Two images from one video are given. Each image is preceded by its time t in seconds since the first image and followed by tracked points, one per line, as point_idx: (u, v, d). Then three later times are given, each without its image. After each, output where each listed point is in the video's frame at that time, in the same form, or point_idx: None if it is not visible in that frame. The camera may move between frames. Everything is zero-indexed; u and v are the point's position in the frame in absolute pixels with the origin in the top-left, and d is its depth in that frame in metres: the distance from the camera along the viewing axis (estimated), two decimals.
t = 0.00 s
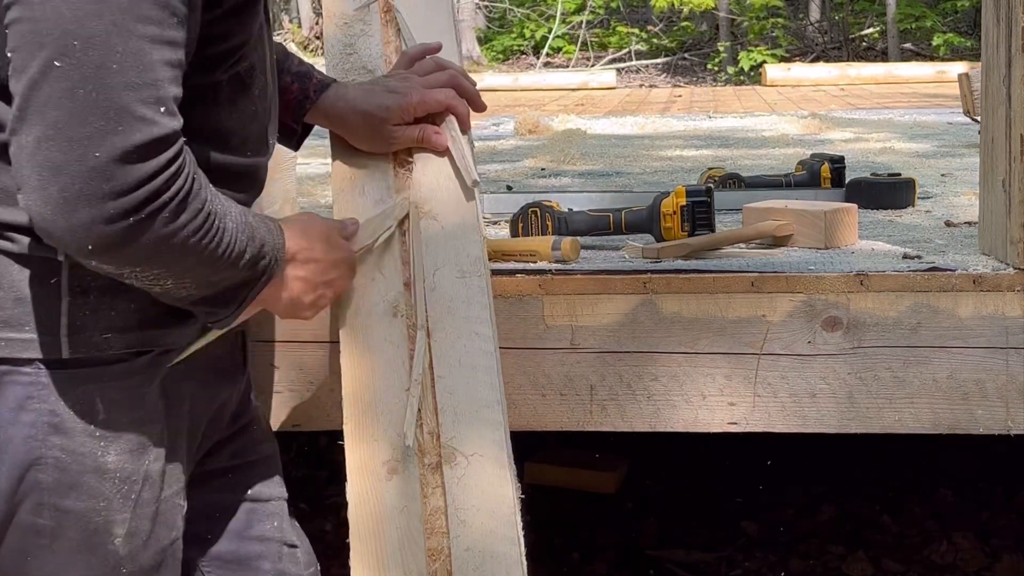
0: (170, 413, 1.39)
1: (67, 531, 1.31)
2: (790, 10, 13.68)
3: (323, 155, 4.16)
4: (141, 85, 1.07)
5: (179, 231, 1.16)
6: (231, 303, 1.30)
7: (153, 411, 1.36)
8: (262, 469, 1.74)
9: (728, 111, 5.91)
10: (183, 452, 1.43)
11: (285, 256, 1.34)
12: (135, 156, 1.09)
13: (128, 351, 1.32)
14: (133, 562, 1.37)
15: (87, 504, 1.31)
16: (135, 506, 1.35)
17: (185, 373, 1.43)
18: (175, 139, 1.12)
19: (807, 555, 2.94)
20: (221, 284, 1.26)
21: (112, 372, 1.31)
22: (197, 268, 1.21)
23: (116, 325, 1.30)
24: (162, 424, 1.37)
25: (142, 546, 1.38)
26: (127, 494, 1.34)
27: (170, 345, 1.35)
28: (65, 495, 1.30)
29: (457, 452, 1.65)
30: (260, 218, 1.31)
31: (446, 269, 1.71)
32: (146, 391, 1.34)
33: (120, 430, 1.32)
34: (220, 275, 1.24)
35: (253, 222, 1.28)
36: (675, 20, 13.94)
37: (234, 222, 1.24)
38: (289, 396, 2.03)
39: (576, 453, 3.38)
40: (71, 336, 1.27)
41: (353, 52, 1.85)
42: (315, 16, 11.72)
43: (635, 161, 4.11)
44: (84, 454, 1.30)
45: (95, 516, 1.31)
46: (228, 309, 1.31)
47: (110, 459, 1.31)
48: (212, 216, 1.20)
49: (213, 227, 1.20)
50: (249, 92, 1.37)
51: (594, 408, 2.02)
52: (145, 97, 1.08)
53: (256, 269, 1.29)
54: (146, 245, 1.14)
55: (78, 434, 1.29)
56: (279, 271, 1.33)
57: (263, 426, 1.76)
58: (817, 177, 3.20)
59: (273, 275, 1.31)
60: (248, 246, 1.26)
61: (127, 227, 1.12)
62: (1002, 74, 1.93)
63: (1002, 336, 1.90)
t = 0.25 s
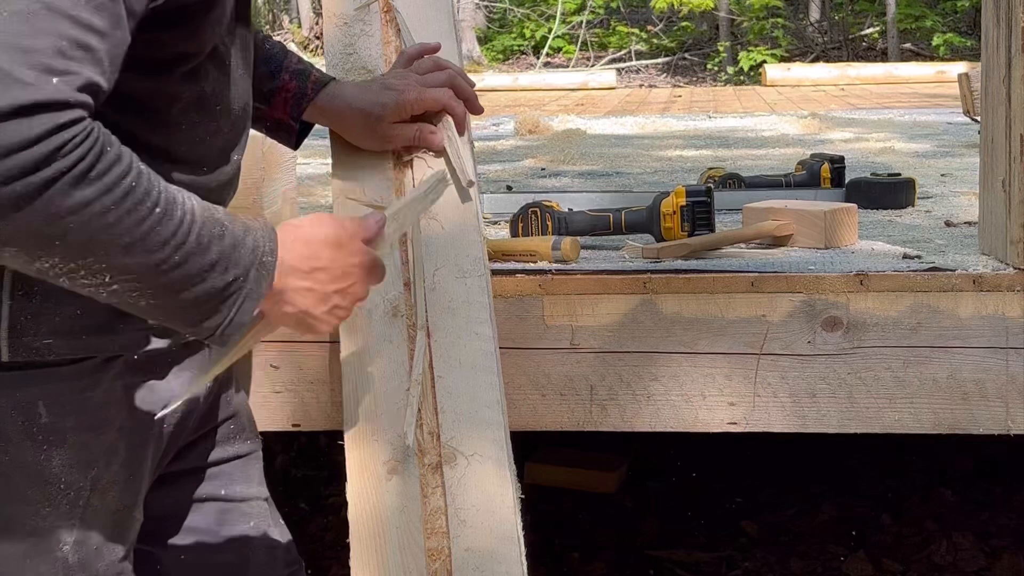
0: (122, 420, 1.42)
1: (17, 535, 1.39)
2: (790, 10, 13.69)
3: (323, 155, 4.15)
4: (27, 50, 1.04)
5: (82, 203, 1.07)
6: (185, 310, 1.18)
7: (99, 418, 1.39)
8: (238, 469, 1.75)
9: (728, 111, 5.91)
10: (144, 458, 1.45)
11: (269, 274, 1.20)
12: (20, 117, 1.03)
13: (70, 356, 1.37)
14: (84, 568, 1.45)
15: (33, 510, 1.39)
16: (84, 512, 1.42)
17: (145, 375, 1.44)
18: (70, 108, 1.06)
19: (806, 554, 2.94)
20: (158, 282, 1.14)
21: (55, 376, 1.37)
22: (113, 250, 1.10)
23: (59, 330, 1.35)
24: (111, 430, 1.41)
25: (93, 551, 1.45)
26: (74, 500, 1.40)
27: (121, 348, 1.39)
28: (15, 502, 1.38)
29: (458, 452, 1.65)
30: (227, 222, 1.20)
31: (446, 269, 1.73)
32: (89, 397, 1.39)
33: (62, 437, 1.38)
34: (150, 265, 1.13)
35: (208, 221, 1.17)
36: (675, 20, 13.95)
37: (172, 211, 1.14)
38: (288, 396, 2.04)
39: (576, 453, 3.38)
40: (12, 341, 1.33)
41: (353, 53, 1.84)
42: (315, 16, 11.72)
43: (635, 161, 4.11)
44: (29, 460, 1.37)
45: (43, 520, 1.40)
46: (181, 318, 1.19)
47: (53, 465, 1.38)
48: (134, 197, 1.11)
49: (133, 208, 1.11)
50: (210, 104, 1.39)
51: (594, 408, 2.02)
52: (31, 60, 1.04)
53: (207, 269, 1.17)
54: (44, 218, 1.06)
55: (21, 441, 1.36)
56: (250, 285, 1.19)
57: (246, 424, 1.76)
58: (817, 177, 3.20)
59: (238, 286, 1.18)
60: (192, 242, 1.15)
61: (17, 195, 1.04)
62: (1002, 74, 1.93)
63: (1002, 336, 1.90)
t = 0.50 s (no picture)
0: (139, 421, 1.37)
1: (28, 539, 1.33)
2: (790, 10, 13.69)
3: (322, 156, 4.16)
4: None
5: (34, 203, 1.03)
6: (154, 310, 1.13)
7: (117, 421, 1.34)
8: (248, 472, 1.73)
9: (728, 111, 5.91)
10: (163, 460, 1.40)
11: (254, 279, 1.17)
12: None
13: (91, 358, 1.32)
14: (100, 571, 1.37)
15: (47, 512, 1.32)
16: (99, 515, 1.35)
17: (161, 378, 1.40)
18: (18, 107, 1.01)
19: (807, 555, 2.94)
20: (118, 280, 1.10)
21: (70, 378, 1.31)
22: (67, 248, 1.06)
23: (74, 331, 1.30)
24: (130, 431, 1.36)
25: (109, 556, 1.38)
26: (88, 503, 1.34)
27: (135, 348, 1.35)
28: (28, 506, 1.32)
29: (458, 452, 1.65)
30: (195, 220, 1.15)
31: (446, 269, 1.71)
32: (108, 399, 1.34)
33: (79, 441, 1.32)
34: (109, 262, 1.08)
35: (172, 218, 1.13)
36: (675, 20, 13.96)
37: (131, 205, 1.09)
38: (288, 396, 2.04)
39: (576, 453, 3.38)
40: (26, 343, 1.28)
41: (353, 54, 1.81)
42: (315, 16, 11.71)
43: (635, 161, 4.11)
44: (43, 462, 1.31)
45: (56, 523, 1.33)
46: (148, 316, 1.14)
47: (68, 469, 1.32)
48: (89, 193, 1.06)
49: (89, 205, 1.06)
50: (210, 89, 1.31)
51: (594, 408, 2.02)
52: None
53: (171, 266, 1.12)
54: None
55: (36, 443, 1.30)
56: (232, 286, 1.15)
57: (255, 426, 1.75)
58: (817, 177, 3.20)
59: (209, 285, 1.14)
60: (153, 240, 1.11)
61: None
62: (1002, 74, 1.93)
63: (1002, 336, 1.90)
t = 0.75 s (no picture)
0: (188, 414, 1.38)
1: (84, 537, 1.31)
2: (790, 10, 13.69)
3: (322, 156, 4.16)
4: (61, 48, 1.02)
5: (155, 178, 1.07)
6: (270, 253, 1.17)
7: (168, 414, 1.35)
8: (274, 466, 1.75)
9: (728, 111, 5.91)
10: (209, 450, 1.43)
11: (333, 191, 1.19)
12: (80, 115, 1.02)
13: (145, 354, 1.32)
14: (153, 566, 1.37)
15: (105, 508, 1.31)
16: (154, 509, 1.35)
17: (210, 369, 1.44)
18: (119, 95, 1.04)
19: (807, 555, 2.94)
20: (236, 234, 1.14)
21: (127, 375, 1.30)
22: (190, 214, 1.10)
23: (131, 326, 1.29)
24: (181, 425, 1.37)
25: (160, 550, 1.38)
26: (144, 497, 1.34)
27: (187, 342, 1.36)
28: (87, 503, 1.30)
29: (458, 452, 1.65)
30: (277, 153, 1.19)
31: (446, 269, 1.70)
32: (162, 393, 1.34)
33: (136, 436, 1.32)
34: (227, 215, 1.12)
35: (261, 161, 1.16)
36: (675, 20, 13.96)
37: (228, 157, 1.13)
38: (289, 396, 2.04)
39: (577, 454, 3.38)
40: (86, 340, 1.26)
41: (352, 53, 1.80)
42: (315, 16, 11.71)
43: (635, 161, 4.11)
44: (101, 458, 1.30)
45: (114, 519, 1.32)
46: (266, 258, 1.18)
47: (126, 464, 1.32)
48: (190, 156, 1.10)
49: (196, 167, 1.10)
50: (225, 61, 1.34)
51: (594, 408, 2.02)
52: (69, 52, 1.02)
53: (278, 204, 1.15)
54: (125, 207, 1.06)
55: (96, 440, 1.29)
56: (321, 205, 1.18)
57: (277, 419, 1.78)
58: (817, 177, 3.20)
59: (309, 213, 1.17)
60: (257, 186, 1.14)
61: (95, 191, 1.04)
62: (1002, 74, 1.93)
63: (1002, 336, 1.90)
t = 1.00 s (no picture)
0: (208, 410, 1.42)
1: (107, 529, 1.34)
2: (790, 10, 13.67)
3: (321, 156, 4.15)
4: (152, 45, 1.07)
5: (247, 164, 1.15)
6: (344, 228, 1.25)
7: (189, 410, 1.39)
8: (287, 462, 1.75)
9: (728, 111, 5.91)
10: (228, 444, 1.47)
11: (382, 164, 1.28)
12: (178, 107, 1.09)
13: (169, 350, 1.36)
14: (170, 557, 1.41)
15: (129, 502, 1.35)
16: (174, 502, 1.40)
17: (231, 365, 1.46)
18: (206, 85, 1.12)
19: (807, 554, 2.94)
20: (315, 211, 1.21)
21: (152, 370, 1.34)
22: (277, 197, 1.17)
23: (156, 322, 1.33)
24: (200, 419, 1.41)
25: (179, 541, 1.42)
26: (165, 491, 1.38)
27: (211, 337, 1.40)
28: (112, 496, 1.34)
29: (457, 452, 1.65)
30: (340, 134, 1.27)
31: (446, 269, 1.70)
32: (184, 389, 1.38)
33: (161, 430, 1.36)
34: (308, 194, 1.19)
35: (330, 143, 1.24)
36: (675, 20, 13.95)
37: (302, 140, 1.20)
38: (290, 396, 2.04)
39: (577, 454, 3.38)
40: (114, 336, 1.30)
41: (353, 53, 1.80)
42: (315, 16, 11.70)
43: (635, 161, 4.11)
44: (127, 453, 1.33)
45: (136, 513, 1.36)
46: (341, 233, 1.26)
47: (149, 457, 1.36)
48: (272, 140, 1.18)
49: (278, 151, 1.18)
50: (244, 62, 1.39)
51: (594, 408, 2.02)
52: (160, 48, 1.08)
53: (348, 181, 1.23)
54: (221, 192, 1.14)
55: (123, 435, 1.32)
56: (376, 179, 1.26)
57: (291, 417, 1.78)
58: (817, 177, 3.20)
59: (373, 187, 1.25)
60: (330, 166, 1.22)
61: (196, 179, 1.11)
62: (1002, 74, 1.93)
63: (1002, 336, 1.90)
